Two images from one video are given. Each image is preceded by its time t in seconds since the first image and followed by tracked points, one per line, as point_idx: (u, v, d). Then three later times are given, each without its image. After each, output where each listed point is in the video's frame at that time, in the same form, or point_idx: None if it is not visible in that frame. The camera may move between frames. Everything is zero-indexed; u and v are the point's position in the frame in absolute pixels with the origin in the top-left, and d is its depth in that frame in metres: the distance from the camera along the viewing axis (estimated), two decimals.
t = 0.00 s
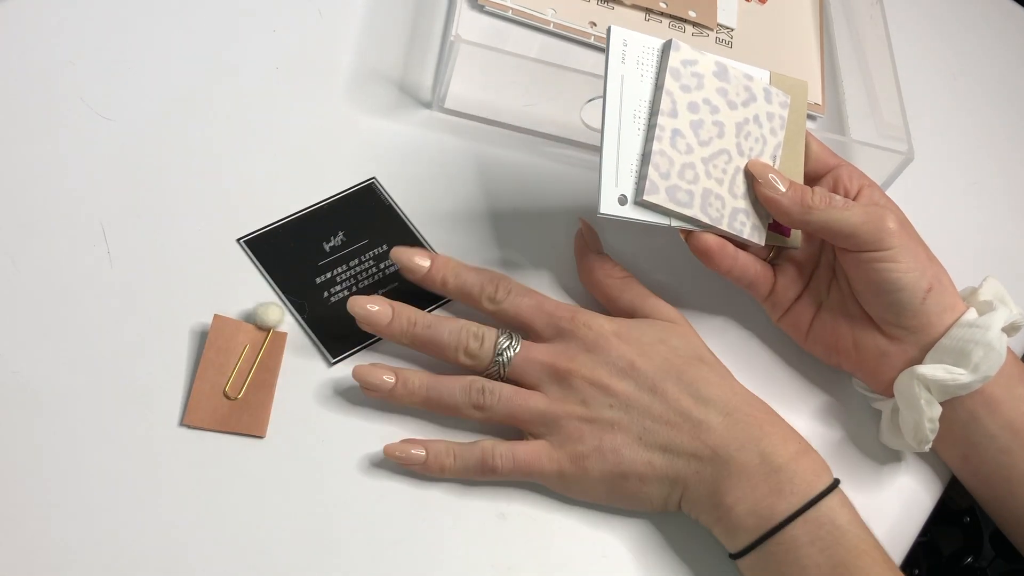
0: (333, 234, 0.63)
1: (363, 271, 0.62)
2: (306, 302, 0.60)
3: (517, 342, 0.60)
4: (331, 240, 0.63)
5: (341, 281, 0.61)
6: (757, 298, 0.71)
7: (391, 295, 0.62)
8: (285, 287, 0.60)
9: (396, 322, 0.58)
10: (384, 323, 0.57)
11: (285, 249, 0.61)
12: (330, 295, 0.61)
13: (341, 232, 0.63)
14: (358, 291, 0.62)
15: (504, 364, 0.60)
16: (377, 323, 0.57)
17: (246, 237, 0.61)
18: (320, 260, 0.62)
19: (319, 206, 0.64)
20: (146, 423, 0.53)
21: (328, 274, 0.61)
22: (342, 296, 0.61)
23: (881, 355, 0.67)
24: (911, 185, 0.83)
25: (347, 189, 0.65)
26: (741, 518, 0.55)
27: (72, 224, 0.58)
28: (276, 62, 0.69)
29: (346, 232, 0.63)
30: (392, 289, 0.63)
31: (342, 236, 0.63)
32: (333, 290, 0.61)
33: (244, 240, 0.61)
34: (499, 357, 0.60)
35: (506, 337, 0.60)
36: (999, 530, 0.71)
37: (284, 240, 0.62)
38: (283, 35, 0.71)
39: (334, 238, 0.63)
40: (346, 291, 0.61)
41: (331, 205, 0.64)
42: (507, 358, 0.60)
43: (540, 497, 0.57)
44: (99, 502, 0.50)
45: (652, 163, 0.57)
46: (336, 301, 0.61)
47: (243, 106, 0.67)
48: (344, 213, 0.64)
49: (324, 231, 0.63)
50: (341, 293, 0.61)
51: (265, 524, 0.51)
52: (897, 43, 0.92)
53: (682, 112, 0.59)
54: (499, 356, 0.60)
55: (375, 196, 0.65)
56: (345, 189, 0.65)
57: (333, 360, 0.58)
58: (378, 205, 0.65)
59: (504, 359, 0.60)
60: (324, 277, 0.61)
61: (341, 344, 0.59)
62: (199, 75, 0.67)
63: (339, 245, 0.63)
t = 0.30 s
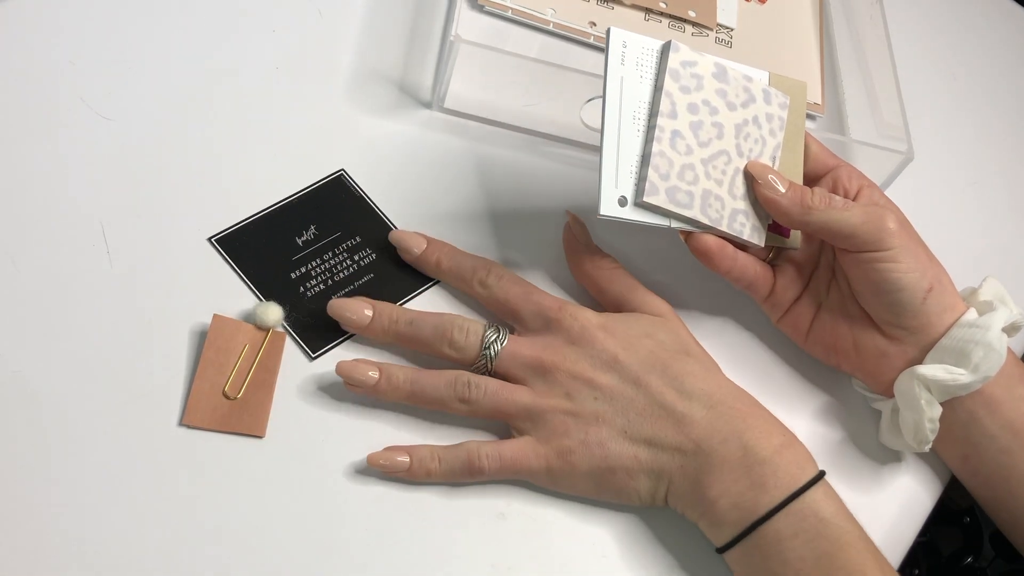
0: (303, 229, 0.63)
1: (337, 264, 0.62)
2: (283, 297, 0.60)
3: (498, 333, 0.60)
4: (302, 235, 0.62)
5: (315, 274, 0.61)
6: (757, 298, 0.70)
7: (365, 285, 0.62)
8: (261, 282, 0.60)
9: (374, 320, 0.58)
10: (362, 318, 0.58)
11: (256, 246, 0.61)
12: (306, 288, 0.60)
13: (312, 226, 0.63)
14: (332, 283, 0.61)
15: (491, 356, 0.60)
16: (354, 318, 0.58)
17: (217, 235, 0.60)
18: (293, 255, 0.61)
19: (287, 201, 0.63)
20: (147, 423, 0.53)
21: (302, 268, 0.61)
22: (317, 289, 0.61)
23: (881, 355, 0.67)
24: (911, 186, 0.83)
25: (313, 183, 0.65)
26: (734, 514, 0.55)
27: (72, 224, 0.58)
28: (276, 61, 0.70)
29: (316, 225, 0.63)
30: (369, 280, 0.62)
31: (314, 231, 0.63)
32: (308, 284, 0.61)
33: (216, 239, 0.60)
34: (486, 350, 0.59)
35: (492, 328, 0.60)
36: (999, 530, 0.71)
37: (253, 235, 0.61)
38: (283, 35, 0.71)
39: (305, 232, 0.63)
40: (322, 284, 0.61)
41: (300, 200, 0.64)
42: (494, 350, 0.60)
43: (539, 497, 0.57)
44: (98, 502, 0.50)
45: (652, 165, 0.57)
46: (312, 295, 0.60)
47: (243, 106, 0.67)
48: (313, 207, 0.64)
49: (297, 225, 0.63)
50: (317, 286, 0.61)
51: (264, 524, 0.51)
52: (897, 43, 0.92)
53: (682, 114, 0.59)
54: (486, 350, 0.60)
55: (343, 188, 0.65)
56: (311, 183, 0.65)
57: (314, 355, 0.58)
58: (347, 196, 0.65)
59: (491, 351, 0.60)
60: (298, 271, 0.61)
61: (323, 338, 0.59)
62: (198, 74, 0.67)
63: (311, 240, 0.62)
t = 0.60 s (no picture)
0: (304, 230, 0.63)
1: (337, 265, 0.62)
2: (284, 297, 0.60)
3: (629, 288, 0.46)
4: (302, 236, 0.62)
5: (315, 276, 0.61)
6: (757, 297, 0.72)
7: (366, 285, 0.62)
8: (263, 283, 0.60)
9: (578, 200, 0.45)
10: (581, 195, 0.46)
11: (257, 247, 0.61)
12: (306, 289, 0.60)
13: (313, 227, 0.63)
14: (333, 284, 0.61)
15: (592, 318, 0.47)
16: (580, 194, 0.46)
17: (218, 236, 0.60)
18: (294, 256, 0.61)
19: (289, 202, 0.63)
20: (147, 423, 0.53)
21: (303, 270, 0.61)
22: (318, 290, 0.61)
23: (877, 356, 0.67)
24: (911, 186, 0.83)
25: (315, 184, 0.65)
26: (726, 535, 0.54)
27: (72, 224, 0.58)
28: (276, 61, 0.70)
29: (318, 227, 0.63)
30: (369, 281, 0.62)
31: (314, 232, 0.63)
32: (308, 284, 0.61)
33: (217, 239, 0.60)
34: (602, 298, 0.46)
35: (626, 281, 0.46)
36: (999, 530, 0.71)
37: (254, 236, 0.61)
38: (283, 35, 0.71)
39: (306, 233, 0.63)
40: (322, 286, 0.61)
41: (302, 201, 0.64)
42: (610, 312, 0.46)
43: (541, 497, 0.57)
44: (98, 502, 0.50)
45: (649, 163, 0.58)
46: (312, 296, 0.60)
47: (243, 106, 0.67)
48: (314, 208, 0.64)
49: (296, 226, 0.63)
50: (317, 288, 0.61)
51: (264, 524, 0.51)
52: (897, 44, 0.92)
53: (686, 108, 0.59)
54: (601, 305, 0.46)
55: (343, 189, 0.65)
56: (313, 184, 0.65)
57: (314, 355, 0.57)
58: (349, 198, 0.65)
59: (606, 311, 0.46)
60: (299, 272, 0.61)
61: (323, 337, 0.58)
62: (198, 75, 0.67)
63: (312, 241, 0.62)
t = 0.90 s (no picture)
0: (304, 230, 0.63)
1: (337, 265, 0.62)
2: (284, 296, 0.60)
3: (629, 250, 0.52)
4: (302, 236, 0.62)
5: (315, 276, 0.61)
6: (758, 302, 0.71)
7: (366, 284, 0.62)
8: (263, 283, 0.60)
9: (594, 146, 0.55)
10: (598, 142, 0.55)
11: (256, 248, 0.61)
12: (307, 289, 0.60)
13: (313, 227, 0.63)
14: (333, 284, 0.61)
15: (593, 280, 0.53)
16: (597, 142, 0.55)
17: (217, 237, 0.60)
18: (294, 256, 0.61)
19: (288, 203, 0.63)
20: (146, 423, 0.52)
21: (304, 270, 0.61)
22: (319, 290, 0.61)
23: (882, 358, 0.67)
24: (911, 186, 0.83)
25: (314, 184, 0.65)
26: (728, 534, 0.54)
27: (72, 224, 0.58)
28: (276, 61, 0.70)
29: (318, 227, 0.63)
30: (370, 280, 0.62)
31: (315, 232, 0.63)
32: (308, 284, 0.61)
33: (216, 240, 0.60)
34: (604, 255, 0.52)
35: (624, 248, 0.52)
36: (999, 529, 0.71)
37: (253, 236, 0.61)
38: (283, 35, 0.71)
39: (306, 233, 0.63)
40: (323, 285, 0.61)
41: (302, 201, 0.64)
42: (609, 273, 0.52)
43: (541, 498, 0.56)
44: (97, 502, 0.50)
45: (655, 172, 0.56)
46: (312, 296, 0.60)
47: (243, 106, 0.67)
48: (315, 208, 0.64)
49: (297, 226, 0.63)
50: (318, 287, 0.61)
51: (264, 524, 0.51)
52: (897, 45, 0.93)
53: (701, 118, 0.55)
54: (599, 263, 0.52)
55: (343, 190, 0.65)
56: (313, 184, 0.65)
57: (314, 355, 0.57)
58: (349, 198, 0.65)
59: (603, 272, 0.52)
60: (300, 272, 0.61)
61: (324, 337, 0.58)
62: (199, 75, 0.67)
63: (312, 241, 0.62)
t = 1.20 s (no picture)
0: (303, 230, 0.63)
1: (337, 265, 0.62)
2: (284, 296, 0.60)
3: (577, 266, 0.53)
4: (302, 236, 0.62)
5: (315, 276, 0.61)
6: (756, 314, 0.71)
7: (366, 285, 0.62)
8: (263, 283, 0.60)
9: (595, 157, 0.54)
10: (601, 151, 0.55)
11: (256, 247, 0.61)
12: (307, 289, 0.60)
13: (312, 227, 0.63)
14: (332, 284, 0.61)
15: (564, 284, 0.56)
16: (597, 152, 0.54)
17: (217, 237, 0.60)
18: (294, 256, 0.61)
19: (288, 203, 0.63)
20: (146, 423, 0.53)
21: (304, 270, 0.61)
22: (318, 290, 0.61)
23: (881, 362, 0.67)
24: (911, 186, 0.83)
25: (315, 184, 0.65)
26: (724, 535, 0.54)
27: (71, 224, 0.58)
28: (276, 62, 0.70)
29: (318, 227, 0.63)
30: (369, 281, 0.62)
31: (314, 232, 0.63)
32: (308, 284, 0.61)
33: (216, 240, 0.60)
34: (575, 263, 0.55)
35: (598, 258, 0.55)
36: (999, 529, 0.71)
37: (253, 236, 0.61)
38: (282, 35, 0.71)
39: (306, 233, 0.63)
40: (322, 285, 0.61)
41: (301, 201, 0.64)
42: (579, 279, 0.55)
43: (540, 498, 0.56)
44: (97, 502, 0.50)
45: (658, 172, 0.52)
46: (313, 295, 0.60)
47: (242, 106, 0.67)
48: (315, 208, 0.64)
49: (297, 226, 0.63)
50: (317, 287, 0.61)
51: (263, 525, 0.51)
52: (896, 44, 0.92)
53: (710, 127, 0.53)
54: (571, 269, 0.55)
55: (343, 190, 0.65)
56: (313, 184, 0.65)
57: (314, 354, 0.57)
58: (348, 198, 0.65)
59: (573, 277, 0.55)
60: (300, 272, 0.61)
61: (323, 337, 0.58)
62: (199, 75, 0.67)
63: (312, 241, 0.62)
